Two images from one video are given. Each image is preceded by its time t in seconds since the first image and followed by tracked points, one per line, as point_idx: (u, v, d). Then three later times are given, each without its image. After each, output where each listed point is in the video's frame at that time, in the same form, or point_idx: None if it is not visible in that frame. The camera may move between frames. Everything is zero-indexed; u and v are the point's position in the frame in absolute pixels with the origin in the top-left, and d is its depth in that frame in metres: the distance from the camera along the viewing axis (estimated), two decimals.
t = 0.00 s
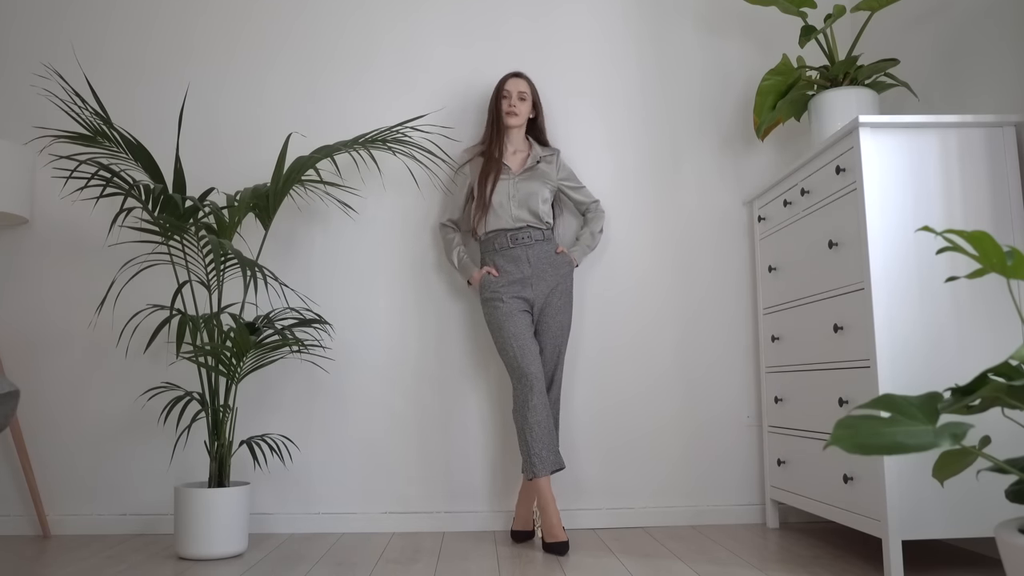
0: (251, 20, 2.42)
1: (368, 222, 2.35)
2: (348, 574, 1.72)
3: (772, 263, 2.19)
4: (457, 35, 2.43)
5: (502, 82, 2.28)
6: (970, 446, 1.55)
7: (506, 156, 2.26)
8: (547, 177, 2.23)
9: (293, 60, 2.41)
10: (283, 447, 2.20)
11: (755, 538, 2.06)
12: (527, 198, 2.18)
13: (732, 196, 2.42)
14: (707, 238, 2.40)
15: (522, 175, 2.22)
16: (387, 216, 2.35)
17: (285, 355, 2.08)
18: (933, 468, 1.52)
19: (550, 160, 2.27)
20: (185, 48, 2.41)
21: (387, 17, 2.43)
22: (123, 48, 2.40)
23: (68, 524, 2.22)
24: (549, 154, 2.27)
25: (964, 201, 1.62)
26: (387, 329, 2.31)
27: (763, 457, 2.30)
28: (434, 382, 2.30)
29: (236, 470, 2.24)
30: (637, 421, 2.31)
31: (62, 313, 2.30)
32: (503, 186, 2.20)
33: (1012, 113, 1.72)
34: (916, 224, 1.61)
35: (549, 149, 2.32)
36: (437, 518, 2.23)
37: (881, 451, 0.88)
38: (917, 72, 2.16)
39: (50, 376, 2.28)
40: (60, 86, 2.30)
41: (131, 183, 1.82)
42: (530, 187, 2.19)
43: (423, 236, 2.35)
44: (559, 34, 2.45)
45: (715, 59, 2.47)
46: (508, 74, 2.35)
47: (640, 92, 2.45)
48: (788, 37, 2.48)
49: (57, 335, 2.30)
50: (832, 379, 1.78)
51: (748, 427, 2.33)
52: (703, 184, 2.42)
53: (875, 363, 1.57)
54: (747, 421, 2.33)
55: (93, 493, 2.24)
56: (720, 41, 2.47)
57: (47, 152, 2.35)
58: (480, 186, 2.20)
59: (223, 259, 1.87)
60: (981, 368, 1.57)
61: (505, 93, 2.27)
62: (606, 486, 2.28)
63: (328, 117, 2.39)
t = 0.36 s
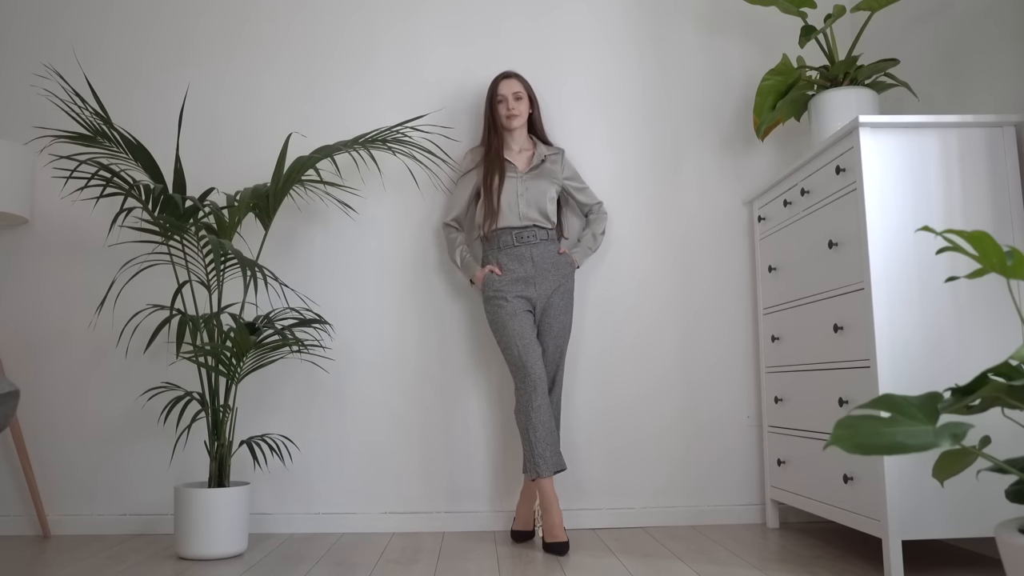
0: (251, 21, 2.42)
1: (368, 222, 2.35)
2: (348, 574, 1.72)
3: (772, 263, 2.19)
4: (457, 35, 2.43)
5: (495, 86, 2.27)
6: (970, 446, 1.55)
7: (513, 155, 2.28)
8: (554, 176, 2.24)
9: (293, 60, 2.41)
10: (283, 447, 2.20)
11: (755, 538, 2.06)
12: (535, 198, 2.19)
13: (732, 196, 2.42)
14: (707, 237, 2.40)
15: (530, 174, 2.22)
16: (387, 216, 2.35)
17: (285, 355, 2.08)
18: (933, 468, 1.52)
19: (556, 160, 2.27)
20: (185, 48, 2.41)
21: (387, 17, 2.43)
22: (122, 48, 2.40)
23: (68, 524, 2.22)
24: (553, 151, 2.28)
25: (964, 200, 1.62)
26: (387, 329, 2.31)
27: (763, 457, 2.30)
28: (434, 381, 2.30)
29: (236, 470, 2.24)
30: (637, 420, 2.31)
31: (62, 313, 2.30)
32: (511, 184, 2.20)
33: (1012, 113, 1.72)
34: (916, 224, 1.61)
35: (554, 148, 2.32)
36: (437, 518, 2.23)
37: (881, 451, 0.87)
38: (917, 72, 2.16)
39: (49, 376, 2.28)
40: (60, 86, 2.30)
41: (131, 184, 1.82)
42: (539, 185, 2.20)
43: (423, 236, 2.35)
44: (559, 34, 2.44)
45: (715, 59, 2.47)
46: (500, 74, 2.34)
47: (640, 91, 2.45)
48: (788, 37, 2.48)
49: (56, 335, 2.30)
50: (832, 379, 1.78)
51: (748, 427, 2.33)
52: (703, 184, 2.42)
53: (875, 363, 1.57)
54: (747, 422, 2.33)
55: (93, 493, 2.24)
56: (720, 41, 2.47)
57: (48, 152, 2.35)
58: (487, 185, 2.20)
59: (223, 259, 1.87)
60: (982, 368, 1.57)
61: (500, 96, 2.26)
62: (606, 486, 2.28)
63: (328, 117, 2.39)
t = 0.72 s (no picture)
0: (251, 20, 2.42)
1: (368, 222, 2.35)
2: (348, 574, 1.72)
3: (772, 263, 2.19)
4: (457, 36, 2.43)
5: (495, 89, 2.27)
6: (970, 445, 1.55)
7: (517, 156, 2.28)
8: (556, 177, 2.25)
9: (294, 60, 2.41)
10: (283, 447, 2.20)
11: (755, 538, 2.06)
12: (538, 199, 2.19)
13: (732, 195, 2.42)
14: (705, 238, 2.40)
15: (533, 175, 2.23)
16: (387, 216, 2.35)
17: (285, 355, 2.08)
18: (934, 468, 1.52)
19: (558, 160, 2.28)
20: (185, 48, 2.41)
21: (387, 16, 2.43)
22: (123, 48, 2.40)
23: (68, 524, 2.22)
24: (555, 154, 2.28)
25: (964, 200, 1.63)
26: (387, 329, 2.31)
27: (763, 457, 2.30)
28: (434, 381, 2.30)
29: (236, 470, 2.24)
30: (637, 420, 2.31)
31: (62, 313, 2.30)
32: (515, 184, 2.21)
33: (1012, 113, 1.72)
34: (916, 223, 1.61)
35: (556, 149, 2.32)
36: (438, 518, 2.23)
37: (881, 451, 0.88)
38: (918, 72, 2.16)
39: (50, 376, 2.28)
40: (60, 86, 2.30)
41: (131, 183, 1.82)
42: (541, 187, 2.21)
43: (423, 236, 2.35)
44: (559, 34, 2.44)
45: (715, 59, 2.47)
46: (499, 75, 2.34)
47: (640, 92, 2.44)
48: (788, 37, 2.48)
49: (56, 335, 2.29)
50: (832, 379, 1.78)
51: (748, 427, 2.33)
52: (703, 184, 2.42)
53: (875, 363, 1.57)
54: (747, 421, 2.33)
55: (93, 494, 2.24)
56: (720, 41, 2.47)
57: (48, 152, 2.35)
58: (489, 185, 2.21)
59: (223, 259, 1.87)
60: (981, 368, 1.57)
61: (500, 99, 2.25)
62: (605, 486, 2.28)
63: (328, 117, 2.39)
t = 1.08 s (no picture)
0: (252, 21, 2.42)
1: (368, 222, 2.35)
2: (348, 574, 1.72)
3: (772, 263, 2.19)
4: (457, 36, 2.43)
5: (497, 87, 2.28)
6: (969, 445, 1.55)
7: (517, 155, 2.29)
8: (556, 178, 2.25)
9: (294, 61, 2.41)
10: (283, 447, 2.20)
11: (755, 538, 2.07)
12: (538, 199, 2.19)
13: (732, 196, 2.42)
14: (704, 239, 2.40)
15: (535, 176, 2.23)
16: (388, 216, 2.36)
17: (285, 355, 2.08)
18: (933, 468, 1.52)
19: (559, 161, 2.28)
20: (185, 48, 2.41)
21: (387, 15, 2.43)
22: (123, 48, 2.40)
23: (68, 524, 2.22)
24: (557, 155, 2.28)
25: (964, 200, 1.63)
26: (387, 329, 2.31)
27: (763, 456, 2.30)
28: (434, 381, 2.30)
29: (236, 470, 2.24)
30: (636, 420, 2.32)
31: (62, 313, 2.30)
32: (517, 184, 2.20)
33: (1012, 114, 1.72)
34: (916, 223, 1.62)
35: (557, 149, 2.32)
36: (438, 518, 2.23)
37: (881, 451, 0.88)
38: (917, 72, 2.16)
39: (50, 375, 2.28)
40: (60, 86, 2.30)
41: (132, 184, 1.82)
42: (543, 189, 2.21)
43: (423, 236, 2.35)
44: (559, 34, 2.45)
45: (716, 60, 2.47)
46: (500, 74, 2.35)
47: (640, 93, 2.44)
48: (788, 38, 2.48)
49: (57, 335, 2.30)
50: (831, 379, 1.78)
51: (748, 427, 2.33)
52: (703, 185, 2.42)
53: (875, 363, 1.57)
54: (747, 421, 2.33)
55: (93, 493, 2.24)
56: (720, 41, 2.47)
57: (48, 152, 2.35)
58: (489, 184, 2.21)
59: (223, 259, 1.87)
60: (981, 368, 1.57)
61: (503, 96, 2.26)
62: (605, 486, 2.28)
63: (328, 117, 2.39)
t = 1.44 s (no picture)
0: (251, 20, 2.42)
1: (368, 222, 2.35)
2: (348, 574, 1.72)
3: (772, 262, 2.19)
4: (457, 36, 2.43)
5: (500, 82, 2.27)
6: (970, 446, 1.55)
7: (517, 153, 2.29)
8: (558, 177, 2.25)
9: (293, 60, 2.41)
10: (283, 447, 2.20)
11: (756, 538, 2.06)
12: (537, 200, 2.20)
13: (732, 196, 2.42)
14: (704, 239, 2.40)
15: (534, 176, 2.23)
16: (387, 217, 2.35)
17: (285, 355, 2.08)
18: (934, 468, 1.52)
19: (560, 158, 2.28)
20: (185, 48, 2.41)
21: (386, 15, 2.43)
22: (123, 48, 2.40)
23: (68, 524, 2.22)
24: (557, 151, 2.28)
25: (964, 200, 1.63)
26: (387, 328, 2.31)
27: (763, 456, 2.30)
28: (434, 381, 2.30)
29: (236, 470, 2.24)
30: (637, 420, 2.31)
31: (62, 313, 2.30)
32: (516, 183, 2.21)
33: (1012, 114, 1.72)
34: (917, 223, 1.61)
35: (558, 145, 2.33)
36: (438, 519, 2.23)
37: (881, 451, 0.87)
38: (917, 72, 2.16)
39: (50, 375, 2.28)
40: (60, 86, 2.30)
41: (131, 183, 1.82)
42: (544, 188, 2.22)
43: (423, 236, 2.35)
44: (559, 34, 2.44)
45: (715, 60, 2.47)
46: (501, 73, 2.35)
47: (641, 93, 2.44)
48: (788, 37, 2.47)
49: (56, 334, 2.29)
50: (832, 379, 1.78)
51: (748, 427, 2.33)
52: (703, 184, 2.42)
53: (875, 363, 1.57)
54: (747, 421, 2.33)
55: (93, 493, 2.24)
56: (721, 42, 2.47)
57: (47, 153, 2.35)
58: (488, 182, 2.21)
59: (223, 259, 1.87)
60: (981, 368, 1.57)
61: (505, 91, 2.26)
62: (605, 486, 2.28)
63: (328, 117, 2.39)
